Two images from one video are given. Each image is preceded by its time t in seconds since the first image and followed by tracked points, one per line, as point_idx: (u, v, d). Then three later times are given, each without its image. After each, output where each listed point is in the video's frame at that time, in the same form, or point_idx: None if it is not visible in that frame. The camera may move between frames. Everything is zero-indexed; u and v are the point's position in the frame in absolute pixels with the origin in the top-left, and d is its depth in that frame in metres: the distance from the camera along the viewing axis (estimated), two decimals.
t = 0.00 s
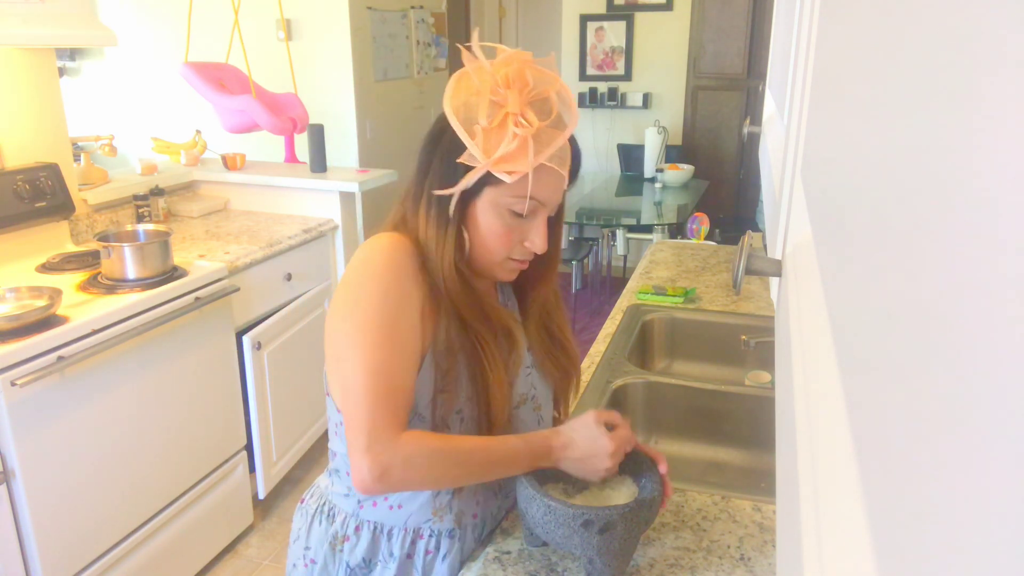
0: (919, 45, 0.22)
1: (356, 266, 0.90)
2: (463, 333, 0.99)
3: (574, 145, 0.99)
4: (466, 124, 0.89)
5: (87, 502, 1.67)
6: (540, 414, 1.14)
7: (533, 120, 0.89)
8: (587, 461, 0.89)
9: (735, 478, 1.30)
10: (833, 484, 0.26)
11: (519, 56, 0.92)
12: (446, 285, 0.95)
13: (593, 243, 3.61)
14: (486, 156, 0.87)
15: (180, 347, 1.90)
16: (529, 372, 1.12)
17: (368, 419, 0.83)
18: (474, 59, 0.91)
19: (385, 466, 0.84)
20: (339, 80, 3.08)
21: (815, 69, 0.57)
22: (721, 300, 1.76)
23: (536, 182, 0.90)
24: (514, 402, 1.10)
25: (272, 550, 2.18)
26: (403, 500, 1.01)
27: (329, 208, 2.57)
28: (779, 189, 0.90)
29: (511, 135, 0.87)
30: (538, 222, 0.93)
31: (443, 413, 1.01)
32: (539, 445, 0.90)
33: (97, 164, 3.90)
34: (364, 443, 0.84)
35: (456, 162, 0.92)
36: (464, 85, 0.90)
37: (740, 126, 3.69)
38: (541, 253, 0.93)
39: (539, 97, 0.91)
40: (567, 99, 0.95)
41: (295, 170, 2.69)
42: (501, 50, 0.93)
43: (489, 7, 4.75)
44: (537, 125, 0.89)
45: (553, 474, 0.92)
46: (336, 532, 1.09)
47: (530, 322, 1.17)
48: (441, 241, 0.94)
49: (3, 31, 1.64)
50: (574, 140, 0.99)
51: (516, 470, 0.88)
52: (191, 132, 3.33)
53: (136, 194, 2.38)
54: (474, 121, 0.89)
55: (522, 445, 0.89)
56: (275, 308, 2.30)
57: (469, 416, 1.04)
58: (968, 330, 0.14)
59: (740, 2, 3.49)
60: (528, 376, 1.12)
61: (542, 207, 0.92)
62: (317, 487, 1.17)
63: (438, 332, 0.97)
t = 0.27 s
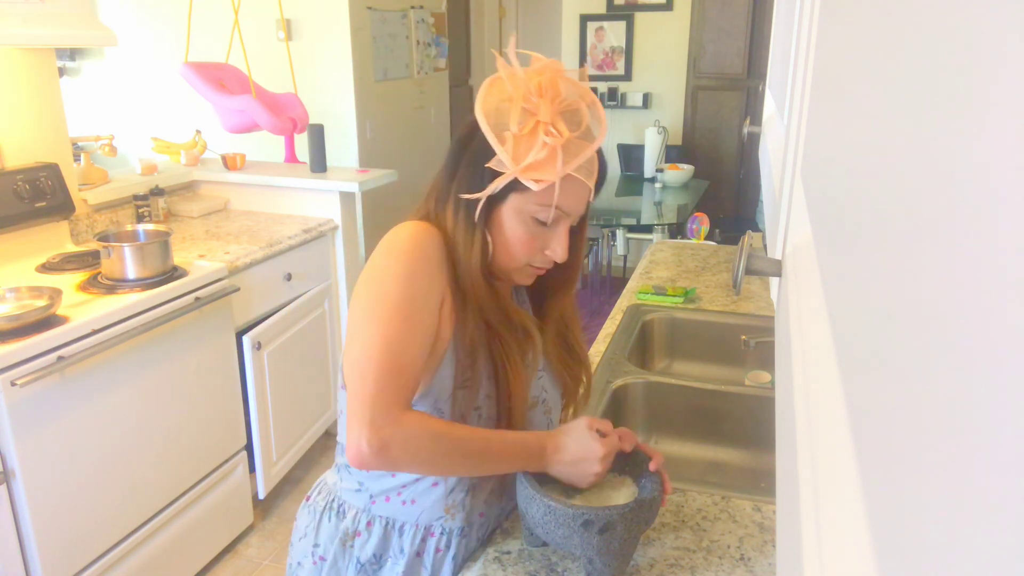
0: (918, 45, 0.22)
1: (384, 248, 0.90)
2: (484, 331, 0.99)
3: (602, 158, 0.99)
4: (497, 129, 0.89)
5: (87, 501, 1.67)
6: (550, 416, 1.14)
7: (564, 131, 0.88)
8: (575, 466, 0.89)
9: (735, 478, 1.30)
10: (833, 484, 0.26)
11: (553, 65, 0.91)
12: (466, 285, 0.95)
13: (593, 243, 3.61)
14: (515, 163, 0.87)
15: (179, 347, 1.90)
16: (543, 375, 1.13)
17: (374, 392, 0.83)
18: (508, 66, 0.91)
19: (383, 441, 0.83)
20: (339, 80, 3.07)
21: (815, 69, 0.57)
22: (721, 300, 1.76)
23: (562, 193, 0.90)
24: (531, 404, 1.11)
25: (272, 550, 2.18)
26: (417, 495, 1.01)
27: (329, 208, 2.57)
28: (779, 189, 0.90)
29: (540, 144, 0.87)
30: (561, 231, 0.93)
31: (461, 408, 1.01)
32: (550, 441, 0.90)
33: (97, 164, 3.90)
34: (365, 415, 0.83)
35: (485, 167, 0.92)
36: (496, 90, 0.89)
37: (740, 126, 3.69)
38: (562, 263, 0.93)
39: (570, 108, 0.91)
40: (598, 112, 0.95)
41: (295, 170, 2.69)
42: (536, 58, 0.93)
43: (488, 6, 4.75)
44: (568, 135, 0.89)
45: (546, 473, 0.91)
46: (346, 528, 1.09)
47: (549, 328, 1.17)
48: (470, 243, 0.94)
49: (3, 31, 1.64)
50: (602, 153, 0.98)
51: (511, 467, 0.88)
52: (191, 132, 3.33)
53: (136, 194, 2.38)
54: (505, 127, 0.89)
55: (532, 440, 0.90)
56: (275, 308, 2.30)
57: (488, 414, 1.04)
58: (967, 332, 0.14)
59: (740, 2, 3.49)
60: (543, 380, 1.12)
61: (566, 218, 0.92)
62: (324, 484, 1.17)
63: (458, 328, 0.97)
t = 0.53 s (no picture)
0: (918, 46, 0.22)
1: (392, 242, 0.91)
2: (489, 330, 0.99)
3: (608, 163, 0.99)
4: (504, 131, 0.89)
5: (87, 501, 1.68)
6: (551, 418, 1.14)
7: (570, 134, 0.88)
8: (581, 466, 0.89)
9: (735, 478, 1.30)
10: (833, 484, 0.26)
11: (563, 70, 0.92)
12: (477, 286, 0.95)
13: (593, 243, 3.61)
14: (520, 164, 0.87)
15: (179, 347, 1.90)
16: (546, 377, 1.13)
17: (383, 380, 0.82)
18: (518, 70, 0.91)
19: (394, 429, 0.83)
20: (339, 80, 3.07)
21: (815, 70, 0.57)
22: (721, 300, 1.76)
23: (567, 196, 0.90)
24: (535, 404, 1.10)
25: (272, 550, 2.18)
26: (419, 494, 1.01)
27: (329, 208, 2.57)
28: (779, 190, 0.90)
29: (546, 147, 0.86)
30: (565, 234, 0.93)
31: (466, 406, 1.01)
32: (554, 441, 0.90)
33: (97, 164, 3.90)
34: (374, 403, 0.83)
35: (491, 168, 0.92)
36: (505, 94, 0.90)
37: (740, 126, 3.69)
38: (565, 265, 0.94)
39: (577, 113, 0.91)
40: (605, 118, 0.95)
41: (295, 170, 2.69)
42: (546, 63, 0.93)
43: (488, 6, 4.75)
44: (573, 139, 0.89)
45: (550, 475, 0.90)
46: (348, 528, 1.09)
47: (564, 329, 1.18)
48: (476, 243, 0.94)
49: (3, 31, 1.64)
50: (607, 158, 0.98)
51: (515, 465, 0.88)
52: (191, 131, 3.33)
53: (136, 194, 2.38)
54: (511, 129, 0.89)
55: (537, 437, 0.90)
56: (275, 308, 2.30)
57: (491, 413, 1.04)
58: (967, 331, 0.14)
59: (740, 2, 3.49)
60: (547, 381, 1.13)
61: (570, 221, 0.92)
62: (324, 484, 1.16)
63: (463, 325, 0.97)
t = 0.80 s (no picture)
0: (919, 46, 0.22)
1: (381, 245, 0.91)
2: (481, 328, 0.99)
3: (590, 151, 0.99)
4: (485, 126, 0.89)
5: (87, 501, 1.67)
6: (548, 415, 1.14)
7: (551, 125, 0.88)
8: (579, 464, 0.89)
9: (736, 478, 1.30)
10: (834, 485, 0.26)
11: (542, 64, 0.92)
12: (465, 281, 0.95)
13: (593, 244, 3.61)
14: (501, 157, 0.88)
15: (179, 347, 1.90)
16: (540, 374, 1.13)
17: (376, 379, 0.82)
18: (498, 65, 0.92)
19: (389, 430, 0.83)
20: (339, 80, 3.07)
21: (815, 71, 0.57)
22: (721, 300, 1.76)
23: (550, 186, 0.89)
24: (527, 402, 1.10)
25: (272, 550, 2.18)
26: (413, 492, 1.01)
27: (329, 208, 2.57)
28: (779, 189, 0.90)
29: (526, 138, 0.86)
30: (552, 227, 0.92)
31: (458, 404, 1.02)
32: (551, 438, 0.90)
33: (98, 164, 3.90)
34: (369, 405, 0.83)
35: (474, 163, 0.93)
36: (486, 89, 0.90)
37: (740, 126, 3.69)
38: (553, 258, 0.93)
39: (558, 105, 0.91)
40: (587, 109, 0.95)
41: (295, 170, 2.69)
42: (526, 58, 0.93)
43: (489, 6, 4.75)
44: (554, 130, 0.89)
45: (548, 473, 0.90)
46: (344, 527, 1.09)
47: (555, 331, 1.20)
48: (462, 238, 0.94)
49: (3, 31, 1.64)
50: (590, 146, 0.98)
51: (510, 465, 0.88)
52: (191, 132, 3.33)
53: (136, 194, 2.38)
54: (492, 124, 0.89)
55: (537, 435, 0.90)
56: (275, 308, 2.30)
57: (484, 411, 1.04)
58: (968, 326, 0.14)
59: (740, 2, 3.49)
60: (541, 378, 1.13)
61: (556, 213, 0.92)
62: (321, 483, 1.17)
63: (454, 323, 0.98)
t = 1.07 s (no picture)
0: (918, 47, 0.22)
1: (372, 259, 0.90)
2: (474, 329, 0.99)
3: (584, 148, 0.99)
4: (477, 126, 0.89)
5: (87, 501, 1.67)
6: (545, 414, 1.14)
7: (542, 123, 0.88)
8: (590, 459, 0.89)
9: (736, 479, 1.30)
10: (832, 485, 0.26)
11: (532, 61, 0.92)
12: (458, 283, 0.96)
13: (593, 244, 3.61)
14: (495, 156, 0.88)
15: (180, 347, 1.90)
16: (536, 372, 1.13)
17: (383, 398, 0.82)
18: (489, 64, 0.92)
19: (398, 446, 0.82)
20: (339, 80, 3.07)
21: (815, 71, 0.57)
22: (721, 300, 1.76)
23: (542, 183, 0.90)
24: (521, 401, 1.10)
25: (272, 550, 2.19)
26: (411, 493, 1.01)
27: (329, 208, 2.57)
28: (779, 189, 0.90)
29: (519, 137, 0.86)
30: (546, 224, 0.93)
31: (453, 406, 1.02)
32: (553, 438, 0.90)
33: (98, 164, 3.90)
34: (376, 424, 0.82)
35: (468, 161, 0.93)
36: (477, 89, 0.90)
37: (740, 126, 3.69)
38: (548, 255, 0.94)
39: (550, 101, 0.91)
40: (578, 103, 0.95)
41: (295, 170, 2.69)
42: (516, 55, 0.93)
43: (489, 6, 4.74)
44: (546, 127, 0.89)
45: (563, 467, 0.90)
46: (342, 527, 1.09)
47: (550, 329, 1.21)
48: (456, 239, 0.94)
49: (3, 31, 1.63)
50: (583, 143, 0.98)
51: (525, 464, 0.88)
52: (191, 132, 3.33)
53: (136, 194, 2.38)
54: (485, 123, 0.89)
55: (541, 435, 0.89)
56: (275, 308, 2.30)
57: (480, 412, 1.04)
58: (966, 326, 0.14)
59: (740, 2, 3.49)
60: (539, 376, 1.13)
61: (549, 210, 0.92)
62: (320, 484, 1.17)
63: (449, 327, 0.98)
